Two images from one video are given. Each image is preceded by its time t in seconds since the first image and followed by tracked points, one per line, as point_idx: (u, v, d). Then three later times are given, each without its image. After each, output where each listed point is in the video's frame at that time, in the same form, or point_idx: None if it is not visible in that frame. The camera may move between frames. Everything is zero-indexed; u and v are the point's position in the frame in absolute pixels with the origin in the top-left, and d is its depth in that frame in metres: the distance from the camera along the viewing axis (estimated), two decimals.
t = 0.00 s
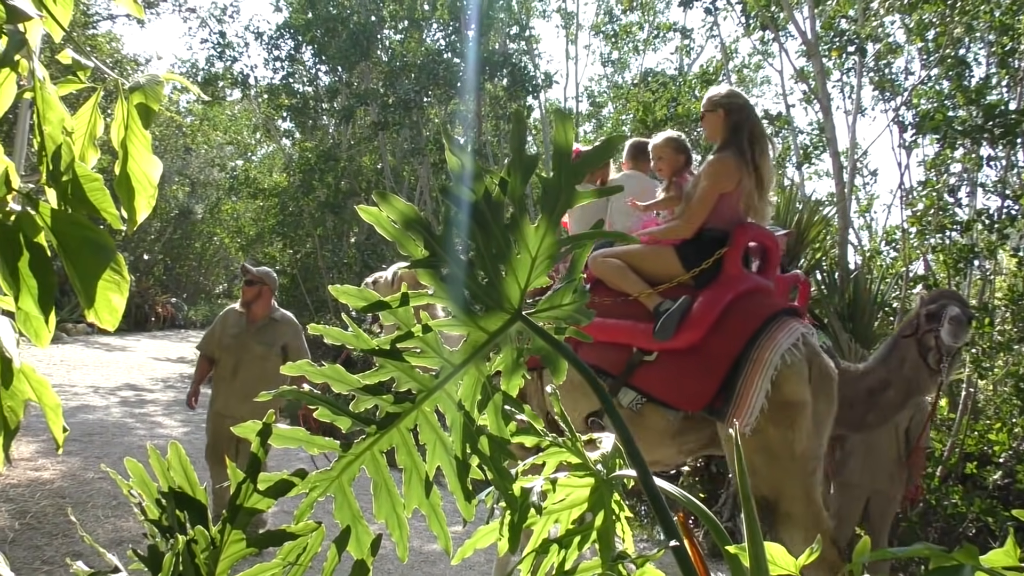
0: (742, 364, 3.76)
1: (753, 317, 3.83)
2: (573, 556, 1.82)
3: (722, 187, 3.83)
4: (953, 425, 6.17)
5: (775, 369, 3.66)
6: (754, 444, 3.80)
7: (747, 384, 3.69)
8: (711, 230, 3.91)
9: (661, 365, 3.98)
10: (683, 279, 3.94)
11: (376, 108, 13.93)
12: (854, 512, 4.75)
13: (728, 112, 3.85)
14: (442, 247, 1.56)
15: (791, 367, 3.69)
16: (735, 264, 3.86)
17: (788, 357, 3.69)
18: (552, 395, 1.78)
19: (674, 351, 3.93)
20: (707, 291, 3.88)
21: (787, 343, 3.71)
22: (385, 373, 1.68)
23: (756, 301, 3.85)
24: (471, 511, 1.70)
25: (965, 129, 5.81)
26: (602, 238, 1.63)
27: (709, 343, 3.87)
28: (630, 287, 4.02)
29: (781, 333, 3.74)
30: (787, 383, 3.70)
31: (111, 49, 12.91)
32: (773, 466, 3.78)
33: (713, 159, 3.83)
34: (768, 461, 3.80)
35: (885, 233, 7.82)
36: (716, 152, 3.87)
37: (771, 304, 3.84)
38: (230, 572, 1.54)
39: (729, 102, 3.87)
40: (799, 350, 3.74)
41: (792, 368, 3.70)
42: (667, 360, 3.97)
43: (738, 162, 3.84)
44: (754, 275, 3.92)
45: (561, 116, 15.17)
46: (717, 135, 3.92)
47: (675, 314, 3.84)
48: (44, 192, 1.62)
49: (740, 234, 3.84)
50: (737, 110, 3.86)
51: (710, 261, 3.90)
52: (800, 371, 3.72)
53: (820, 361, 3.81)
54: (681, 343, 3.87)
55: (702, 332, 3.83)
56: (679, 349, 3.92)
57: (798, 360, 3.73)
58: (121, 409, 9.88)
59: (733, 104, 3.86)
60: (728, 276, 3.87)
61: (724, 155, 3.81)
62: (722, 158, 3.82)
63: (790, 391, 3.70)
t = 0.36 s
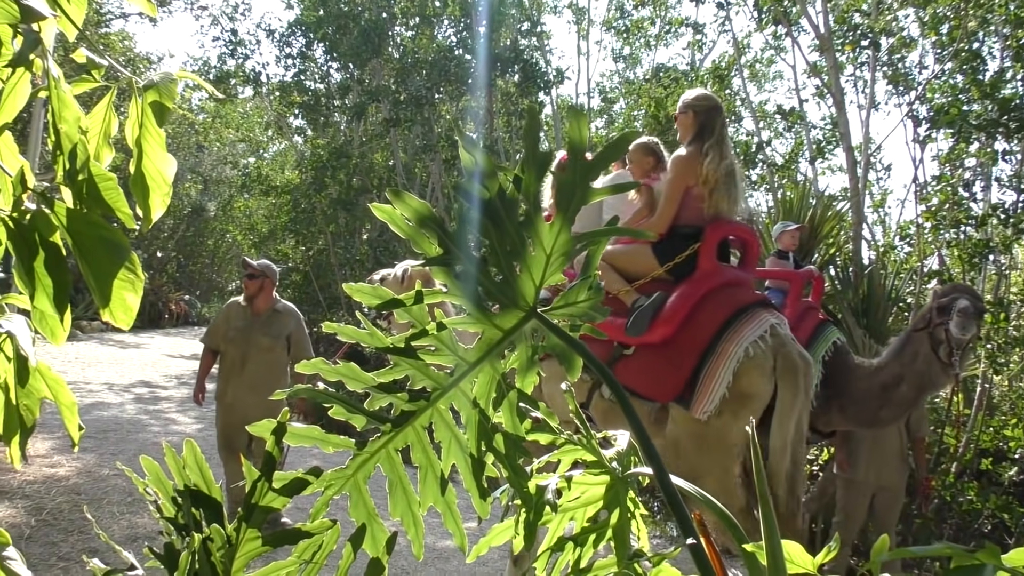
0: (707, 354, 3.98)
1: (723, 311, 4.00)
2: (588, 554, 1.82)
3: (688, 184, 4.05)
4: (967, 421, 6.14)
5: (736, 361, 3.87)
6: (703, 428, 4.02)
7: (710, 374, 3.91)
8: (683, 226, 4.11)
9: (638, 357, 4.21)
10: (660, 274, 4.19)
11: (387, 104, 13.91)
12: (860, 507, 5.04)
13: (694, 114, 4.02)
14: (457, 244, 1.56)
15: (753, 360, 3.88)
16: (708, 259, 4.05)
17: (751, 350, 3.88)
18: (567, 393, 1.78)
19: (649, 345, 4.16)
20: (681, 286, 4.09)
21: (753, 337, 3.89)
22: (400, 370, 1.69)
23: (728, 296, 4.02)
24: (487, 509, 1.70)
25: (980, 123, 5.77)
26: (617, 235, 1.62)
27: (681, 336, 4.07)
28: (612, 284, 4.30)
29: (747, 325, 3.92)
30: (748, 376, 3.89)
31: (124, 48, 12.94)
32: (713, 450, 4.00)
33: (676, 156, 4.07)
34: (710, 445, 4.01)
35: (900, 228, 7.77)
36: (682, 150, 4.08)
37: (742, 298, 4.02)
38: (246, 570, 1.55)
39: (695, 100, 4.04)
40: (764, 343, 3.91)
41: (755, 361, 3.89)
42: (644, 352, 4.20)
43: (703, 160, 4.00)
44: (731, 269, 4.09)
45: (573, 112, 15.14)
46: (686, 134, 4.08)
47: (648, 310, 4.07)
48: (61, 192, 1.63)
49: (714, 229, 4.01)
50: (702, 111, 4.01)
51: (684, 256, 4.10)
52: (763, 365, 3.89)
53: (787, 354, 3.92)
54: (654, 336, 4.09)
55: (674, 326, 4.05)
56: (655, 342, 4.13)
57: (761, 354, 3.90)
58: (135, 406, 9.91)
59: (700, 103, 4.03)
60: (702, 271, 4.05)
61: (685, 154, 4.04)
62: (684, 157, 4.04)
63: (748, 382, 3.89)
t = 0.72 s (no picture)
0: (695, 345, 4.02)
1: (714, 304, 4.03)
2: (610, 549, 1.82)
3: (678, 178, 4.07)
4: (985, 414, 6.11)
5: (722, 354, 3.90)
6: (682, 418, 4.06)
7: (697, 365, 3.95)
8: (677, 219, 4.11)
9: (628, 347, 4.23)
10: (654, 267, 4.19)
11: (401, 98, 13.91)
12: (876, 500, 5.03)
13: (685, 109, 4.06)
14: (477, 239, 1.55)
15: (739, 354, 3.91)
16: (701, 252, 4.07)
17: (738, 344, 3.91)
18: (587, 387, 1.78)
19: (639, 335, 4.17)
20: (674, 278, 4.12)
21: (740, 331, 3.92)
22: (422, 365, 1.68)
23: (719, 288, 4.04)
24: (508, 504, 1.70)
25: (998, 113, 5.74)
26: (639, 228, 1.60)
27: (671, 327, 4.08)
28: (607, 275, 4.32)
29: (735, 318, 3.95)
30: (732, 371, 3.93)
31: (139, 42, 12.99)
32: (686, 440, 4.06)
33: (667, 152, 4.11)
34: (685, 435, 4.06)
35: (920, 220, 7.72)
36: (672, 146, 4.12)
37: (733, 291, 4.03)
38: (268, 565, 1.55)
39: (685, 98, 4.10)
40: (751, 337, 3.93)
41: (741, 356, 3.92)
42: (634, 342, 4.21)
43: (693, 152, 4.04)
44: (725, 262, 4.10)
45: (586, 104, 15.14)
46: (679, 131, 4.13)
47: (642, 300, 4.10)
48: (82, 188, 1.63)
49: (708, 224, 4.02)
50: (693, 106, 4.06)
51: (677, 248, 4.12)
52: (747, 360, 3.92)
53: (773, 349, 3.94)
54: (645, 327, 4.10)
55: (664, 317, 4.06)
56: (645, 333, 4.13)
57: (747, 349, 3.93)
58: (152, 399, 9.96)
59: (690, 101, 4.07)
60: (695, 264, 4.07)
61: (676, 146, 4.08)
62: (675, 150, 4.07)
63: (733, 376, 3.93)
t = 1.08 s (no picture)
0: (678, 353, 4.01)
1: (695, 312, 4.03)
2: (628, 553, 1.82)
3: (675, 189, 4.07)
4: (998, 416, 6.10)
5: (703, 362, 3.89)
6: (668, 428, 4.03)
7: (680, 373, 3.93)
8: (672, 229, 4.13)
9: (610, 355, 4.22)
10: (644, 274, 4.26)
11: (413, 100, 13.93)
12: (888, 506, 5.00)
13: (684, 120, 4.07)
14: (498, 244, 1.56)
15: (722, 361, 3.90)
16: (684, 261, 4.08)
17: (719, 351, 3.90)
18: (606, 390, 1.77)
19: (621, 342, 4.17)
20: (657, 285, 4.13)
21: (722, 338, 3.91)
22: (440, 368, 1.68)
23: (701, 296, 4.06)
24: (527, 507, 1.70)
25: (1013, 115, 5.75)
26: (660, 233, 1.60)
27: (653, 334, 4.08)
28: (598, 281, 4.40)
29: (715, 327, 3.94)
30: (714, 378, 3.92)
31: (152, 44, 13.04)
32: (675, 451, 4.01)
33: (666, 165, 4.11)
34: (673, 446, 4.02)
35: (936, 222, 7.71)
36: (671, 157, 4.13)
37: (713, 300, 4.03)
38: (289, 569, 1.55)
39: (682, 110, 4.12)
40: (731, 345, 3.92)
41: (723, 363, 3.91)
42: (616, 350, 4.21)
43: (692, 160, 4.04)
44: (707, 270, 4.10)
45: (597, 105, 15.18)
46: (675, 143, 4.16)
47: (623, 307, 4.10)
48: (103, 193, 1.64)
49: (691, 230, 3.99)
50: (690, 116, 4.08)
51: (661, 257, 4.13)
52: (728, 367, 3.91)
53: (753, 355, 3.94)
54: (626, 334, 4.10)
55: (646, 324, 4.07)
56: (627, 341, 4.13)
57: (728, 356, 3.92)
58: (164, 400, 10.01)
59: (688, 114, 4.07)
60: (677, 272, 4.09)
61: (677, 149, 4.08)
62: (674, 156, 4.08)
63: (715, 383, 3.92)
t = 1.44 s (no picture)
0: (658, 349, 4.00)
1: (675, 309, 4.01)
2: (648, 557, 1.82)
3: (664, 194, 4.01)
4: (1015, 420, 6.09)
5: (685, 356, 3.89)
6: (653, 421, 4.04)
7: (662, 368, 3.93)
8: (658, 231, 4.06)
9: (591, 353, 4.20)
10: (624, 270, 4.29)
11: (428, 101, 13.98)
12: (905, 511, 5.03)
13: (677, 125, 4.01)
14: (520, 247, 1.56)
15: (703, 354, 3.93)
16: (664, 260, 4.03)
17: (700, 344, 3.92)
18: (626, 394, 1.77)
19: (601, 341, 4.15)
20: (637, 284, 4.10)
21: (702, 333, 3.93)
22: (463, 372, 1.69)
23: (682, 295, 4.02)
24: (548, 510, 1.70)
25: None
26: (683, 236, 1.59)
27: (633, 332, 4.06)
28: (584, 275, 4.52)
29: (695, 323, 3.94)
30: (696, 370, 3.95)
31: (170, 46, 13.13)
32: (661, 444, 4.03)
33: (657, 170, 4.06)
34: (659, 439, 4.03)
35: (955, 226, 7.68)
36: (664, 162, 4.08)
37: (693, 298, 4.01)
38: (313, 570, 1.55)
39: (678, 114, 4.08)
40: (712, 339, 3.94)
41: (704, 355, 3.94)
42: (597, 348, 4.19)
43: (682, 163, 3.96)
44: (687, 269, 4.05)
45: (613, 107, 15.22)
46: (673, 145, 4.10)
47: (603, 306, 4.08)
48: (129, 196, 1.65)
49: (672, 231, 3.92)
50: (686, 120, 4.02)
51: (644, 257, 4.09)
52: (710, 359, 3.94)
53: (734, 348, 3.98)
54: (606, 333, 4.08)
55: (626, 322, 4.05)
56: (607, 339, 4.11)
57: (709, 349, 3.95)
58: (180, 400, 10.06)
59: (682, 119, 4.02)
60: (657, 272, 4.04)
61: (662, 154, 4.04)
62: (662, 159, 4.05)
63: (698, 375, 3.95)
